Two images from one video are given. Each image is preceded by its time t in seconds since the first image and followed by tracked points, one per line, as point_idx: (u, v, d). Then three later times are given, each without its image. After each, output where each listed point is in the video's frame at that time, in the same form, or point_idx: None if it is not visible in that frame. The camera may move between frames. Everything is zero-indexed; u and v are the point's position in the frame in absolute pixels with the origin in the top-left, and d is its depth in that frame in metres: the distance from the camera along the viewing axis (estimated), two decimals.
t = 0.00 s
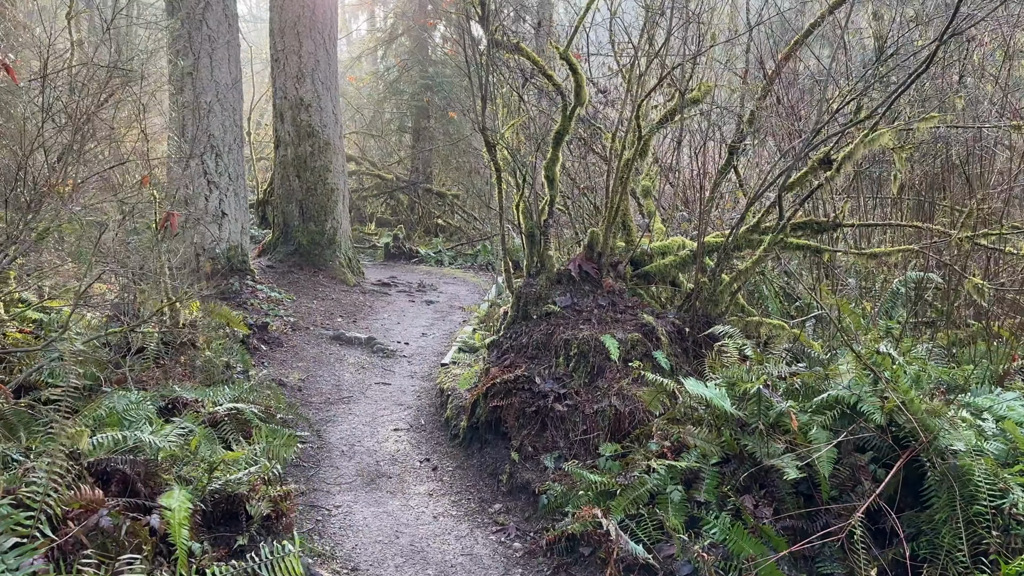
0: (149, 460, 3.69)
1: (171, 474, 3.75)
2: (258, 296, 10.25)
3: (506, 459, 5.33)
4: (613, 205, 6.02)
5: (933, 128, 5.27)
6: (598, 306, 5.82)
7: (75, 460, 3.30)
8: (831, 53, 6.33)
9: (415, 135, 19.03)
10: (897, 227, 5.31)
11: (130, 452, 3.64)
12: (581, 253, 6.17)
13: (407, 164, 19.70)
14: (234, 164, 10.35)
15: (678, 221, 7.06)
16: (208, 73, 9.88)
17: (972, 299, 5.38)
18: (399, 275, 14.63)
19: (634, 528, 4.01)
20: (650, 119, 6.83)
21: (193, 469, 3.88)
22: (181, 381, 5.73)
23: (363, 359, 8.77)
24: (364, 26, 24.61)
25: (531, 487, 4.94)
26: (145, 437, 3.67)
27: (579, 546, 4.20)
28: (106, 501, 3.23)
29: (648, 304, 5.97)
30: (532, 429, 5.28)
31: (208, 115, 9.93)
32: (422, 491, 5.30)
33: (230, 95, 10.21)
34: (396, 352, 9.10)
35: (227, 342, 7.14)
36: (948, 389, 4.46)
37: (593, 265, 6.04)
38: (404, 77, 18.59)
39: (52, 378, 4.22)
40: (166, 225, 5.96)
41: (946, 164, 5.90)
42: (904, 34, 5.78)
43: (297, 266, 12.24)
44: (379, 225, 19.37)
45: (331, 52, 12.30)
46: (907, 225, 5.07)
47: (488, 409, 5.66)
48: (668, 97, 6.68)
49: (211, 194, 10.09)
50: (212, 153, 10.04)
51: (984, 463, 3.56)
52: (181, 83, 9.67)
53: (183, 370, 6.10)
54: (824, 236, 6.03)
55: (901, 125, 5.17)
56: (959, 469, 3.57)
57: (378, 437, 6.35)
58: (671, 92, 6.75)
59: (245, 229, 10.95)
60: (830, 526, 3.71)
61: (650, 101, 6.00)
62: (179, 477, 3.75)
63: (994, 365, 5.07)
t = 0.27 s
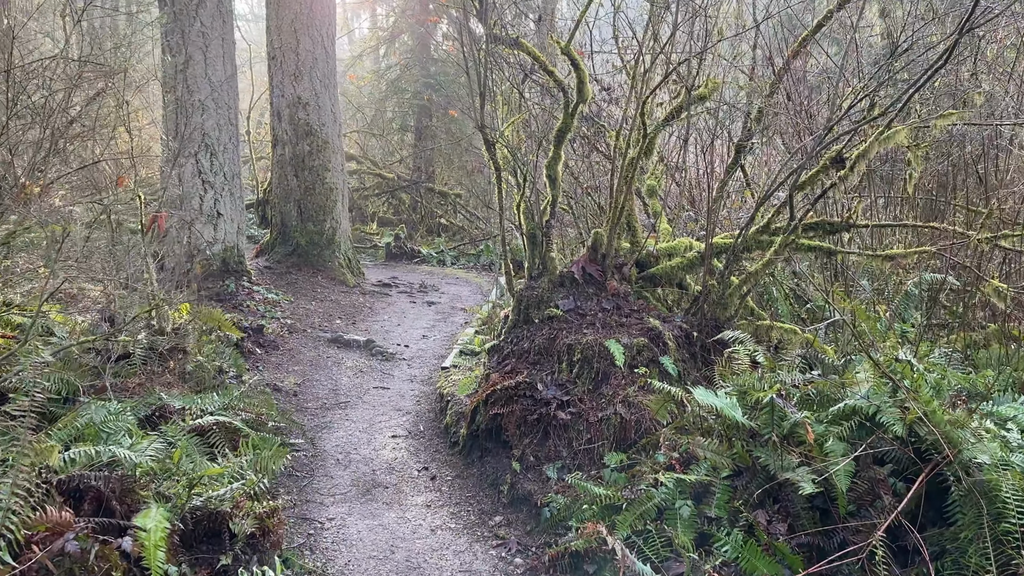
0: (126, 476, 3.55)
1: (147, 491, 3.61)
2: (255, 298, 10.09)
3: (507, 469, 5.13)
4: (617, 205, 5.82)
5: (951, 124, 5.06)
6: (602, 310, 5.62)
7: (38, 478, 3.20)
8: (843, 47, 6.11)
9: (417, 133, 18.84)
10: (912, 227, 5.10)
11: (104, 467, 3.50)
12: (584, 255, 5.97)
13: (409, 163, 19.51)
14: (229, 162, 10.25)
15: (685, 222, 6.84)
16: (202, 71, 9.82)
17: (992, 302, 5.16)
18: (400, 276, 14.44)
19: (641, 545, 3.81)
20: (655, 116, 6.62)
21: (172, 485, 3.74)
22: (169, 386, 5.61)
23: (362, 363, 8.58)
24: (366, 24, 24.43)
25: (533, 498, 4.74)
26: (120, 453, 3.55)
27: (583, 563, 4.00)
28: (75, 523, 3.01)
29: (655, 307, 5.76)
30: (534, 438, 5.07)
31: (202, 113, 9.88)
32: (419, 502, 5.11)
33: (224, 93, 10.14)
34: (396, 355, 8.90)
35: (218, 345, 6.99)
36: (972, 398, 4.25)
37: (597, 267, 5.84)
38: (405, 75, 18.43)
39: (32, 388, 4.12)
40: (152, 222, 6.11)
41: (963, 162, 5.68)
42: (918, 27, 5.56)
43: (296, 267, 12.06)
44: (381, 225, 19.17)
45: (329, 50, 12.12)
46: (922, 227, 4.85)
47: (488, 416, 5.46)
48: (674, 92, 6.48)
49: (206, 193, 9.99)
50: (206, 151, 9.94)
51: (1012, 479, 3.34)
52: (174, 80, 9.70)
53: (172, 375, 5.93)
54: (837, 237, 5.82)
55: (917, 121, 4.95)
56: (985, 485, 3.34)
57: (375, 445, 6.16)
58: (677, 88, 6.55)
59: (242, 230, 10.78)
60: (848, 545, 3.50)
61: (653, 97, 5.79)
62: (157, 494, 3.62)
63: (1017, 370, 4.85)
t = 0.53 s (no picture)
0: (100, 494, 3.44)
1: (124, 509, 3.49)
2: (250, 301, 9.90)
3: (508, 481, 4.91)
4: (622, 205, 5.61)
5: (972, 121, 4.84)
6: (607, 314, 5.40)
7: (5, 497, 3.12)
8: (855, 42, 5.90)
9: (417, 133, 18.64)
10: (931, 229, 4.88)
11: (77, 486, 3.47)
12: (588, 257, 5.75)
13: (409, 164, 19.30)
14: (224, 162, 10.06)
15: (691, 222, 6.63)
16: (196, 68, 9.65)
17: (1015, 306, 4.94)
18: (400, 277, 14.21)
19: (648, 565, 3.59)
20: (661, 114, 6.41)
21: (151, 503, 3.63)
22: (156, 395, 5.42)
23: (359, 367, 8.37)
24: (366, 23, 24.23)
25: (535, 512, 4.51)
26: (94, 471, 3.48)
27: None
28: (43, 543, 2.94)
29: (662, 311, 5.55)
30: (535, 448, 4.85)
31: (196, 111, 9.72)
32: (415, 515, 4.90)
33: (219, 91, 9.97)
34: (394, 359, 8.68)
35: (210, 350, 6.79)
36: (999, 409, 4.02)
37: (602, 269, 5.62)
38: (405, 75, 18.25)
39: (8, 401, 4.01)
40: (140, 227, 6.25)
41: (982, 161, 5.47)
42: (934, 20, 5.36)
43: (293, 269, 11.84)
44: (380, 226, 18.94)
45: (327, 48, 11.92)
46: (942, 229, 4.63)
47: (488, 425, 5.24)
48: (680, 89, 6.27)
49: (200, 194, 9.82)
50: (200, 150, 9.78)
51: None
52: (168, 77, 9.56)
53: (161, 382, 5.73)
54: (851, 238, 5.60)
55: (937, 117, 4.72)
56: (1019, 504, 3.11)
57: (370, 453, 5.95)
58: (683, 85, 6.33)
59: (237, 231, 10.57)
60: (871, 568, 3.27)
61: (659, 93, 5.58)
62: (134, 513, 3.49)
63: None
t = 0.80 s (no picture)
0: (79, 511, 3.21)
1: (103, 529, 3.26)
2: (245, 304, 9.69)
3: (510, 494, 4.69)
4: (629, 205, 5.39)
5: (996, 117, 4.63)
6: (613, 319, 5.19)
7: None
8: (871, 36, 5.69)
9: (417, 133, 18.44)
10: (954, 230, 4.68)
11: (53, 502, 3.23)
12: (593, 260, 5.53)
13: (408, 165, 19.08)
14: (219, 161, 9.86)
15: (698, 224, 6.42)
16: (191, 64, 9.45)
17: None
18: (399, 280, 13.99)
19: None
20: (668, 111, 6.20)
21: (132, 521, 3.39)
22: (145, 403, 5.20)
23: (355, 372, 8.14)
24: (365, 22, 24.04)
25: (538, 528, 4.29)
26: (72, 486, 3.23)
27: None
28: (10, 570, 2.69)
29: (670, 316, 5.33)
30: (539, 460, 4.64)
31: (191, 109, 9.52)
32: (413, 529, 4.67)
33: (214, 89, 9.77)
34: (392, 364, 8.46)
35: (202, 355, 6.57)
36: None
37: (608, 273, 5.41)
38: (405, 75, 18.05)
39: None
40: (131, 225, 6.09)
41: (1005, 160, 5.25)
42: (955, 13, 5.14)
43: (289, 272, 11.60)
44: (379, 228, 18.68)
45: (324, 46, 11.72)
46: (968, 230, 4.41)
47: (489, 435, 5.02)
48: (688, 86, 6.06)
49: (195, 194, 9.64)
50: (194, 149, 9.59)
51: None
52: (162, 74, 9.37)
53: (149, 388, 5.52)
54: (867, 241, 5.40)
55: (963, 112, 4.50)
56: None
57: (367, 463, 5.72)
58: (691, 81, 6.11)
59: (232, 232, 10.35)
60: None
61: (669, 89, 5.36)
62: (115, 533, 3.26)
63: None
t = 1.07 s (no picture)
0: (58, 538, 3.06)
1: (81, 555, 3.08)
2: (241, 307, 9.47)
3: (513, 509, 4.47)
4: (638, 208, 5.18)
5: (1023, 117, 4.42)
6: (621, 326, 4.98)
7: None
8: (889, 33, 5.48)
9: (417, 134, 18.24)
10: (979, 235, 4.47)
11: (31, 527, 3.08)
12: (600, 265, 5.32)
13: (408, 166, 18.86)
14: (216, 164, 9.55)
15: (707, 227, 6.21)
16: (187, 64, 9.12)
17: None
18: (398, 282, 13.77)
19: None
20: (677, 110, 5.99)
21: (113, 546, 3.22)
22: (134, 413, 4.96)
23: (353, 378, 7.93)
24: (365, 22, 23.83)
25: (544, 546, 4.08)
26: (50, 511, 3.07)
27: None
28: None
29: (680, 322, 5.13)
30: (544, 474, 4.42)
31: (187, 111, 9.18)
32: (413, 546, 4.46)
33: (212, 90, 9.40)
34: (391, 370, 8.25)
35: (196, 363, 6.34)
36: None
37: (614, 277, 5.20)
38: (405, 76, 17.84)
39: None
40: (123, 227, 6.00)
41: None
42: (978, 9, 4.94)
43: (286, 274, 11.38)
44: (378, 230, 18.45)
45: (324, 45, 11.50)
46: (982, 230, 4.24)
47: (491, 447, 4.80)
48: (699, 85, 5.85)
49: (190, 197, 9.34)
50: (191, 151, 9.28)
51: None
52: (157, 74, 9.03)
53: (140, 397, 5.29)
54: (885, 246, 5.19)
55: (990, 111, 4.30)
56: None
57: (364, 474, 5.51)
58: (702, 80, 5.90)
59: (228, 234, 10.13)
60: None
61: (681, 87, 5.15)
62: (94, 559, 3.09)
63: None
